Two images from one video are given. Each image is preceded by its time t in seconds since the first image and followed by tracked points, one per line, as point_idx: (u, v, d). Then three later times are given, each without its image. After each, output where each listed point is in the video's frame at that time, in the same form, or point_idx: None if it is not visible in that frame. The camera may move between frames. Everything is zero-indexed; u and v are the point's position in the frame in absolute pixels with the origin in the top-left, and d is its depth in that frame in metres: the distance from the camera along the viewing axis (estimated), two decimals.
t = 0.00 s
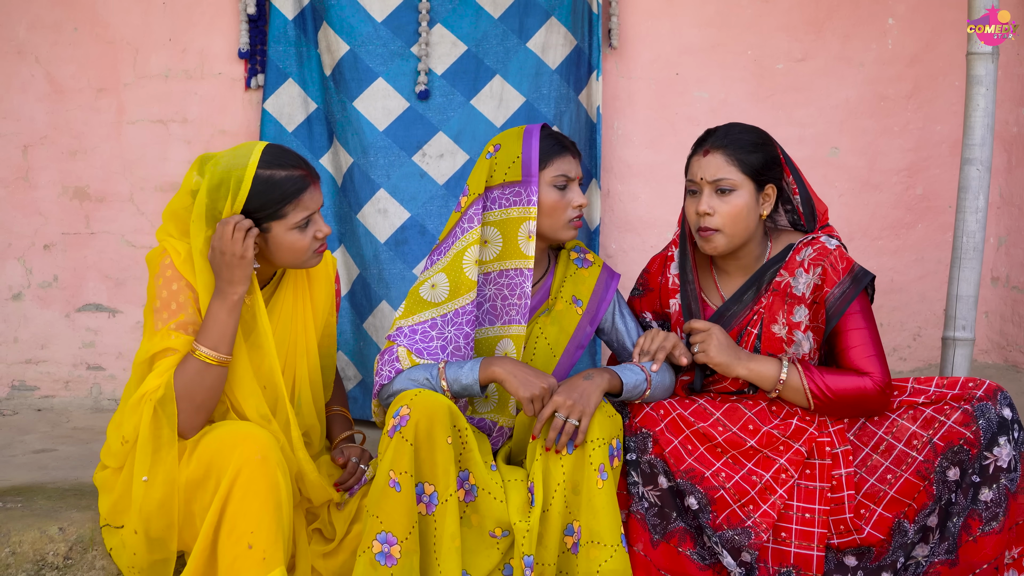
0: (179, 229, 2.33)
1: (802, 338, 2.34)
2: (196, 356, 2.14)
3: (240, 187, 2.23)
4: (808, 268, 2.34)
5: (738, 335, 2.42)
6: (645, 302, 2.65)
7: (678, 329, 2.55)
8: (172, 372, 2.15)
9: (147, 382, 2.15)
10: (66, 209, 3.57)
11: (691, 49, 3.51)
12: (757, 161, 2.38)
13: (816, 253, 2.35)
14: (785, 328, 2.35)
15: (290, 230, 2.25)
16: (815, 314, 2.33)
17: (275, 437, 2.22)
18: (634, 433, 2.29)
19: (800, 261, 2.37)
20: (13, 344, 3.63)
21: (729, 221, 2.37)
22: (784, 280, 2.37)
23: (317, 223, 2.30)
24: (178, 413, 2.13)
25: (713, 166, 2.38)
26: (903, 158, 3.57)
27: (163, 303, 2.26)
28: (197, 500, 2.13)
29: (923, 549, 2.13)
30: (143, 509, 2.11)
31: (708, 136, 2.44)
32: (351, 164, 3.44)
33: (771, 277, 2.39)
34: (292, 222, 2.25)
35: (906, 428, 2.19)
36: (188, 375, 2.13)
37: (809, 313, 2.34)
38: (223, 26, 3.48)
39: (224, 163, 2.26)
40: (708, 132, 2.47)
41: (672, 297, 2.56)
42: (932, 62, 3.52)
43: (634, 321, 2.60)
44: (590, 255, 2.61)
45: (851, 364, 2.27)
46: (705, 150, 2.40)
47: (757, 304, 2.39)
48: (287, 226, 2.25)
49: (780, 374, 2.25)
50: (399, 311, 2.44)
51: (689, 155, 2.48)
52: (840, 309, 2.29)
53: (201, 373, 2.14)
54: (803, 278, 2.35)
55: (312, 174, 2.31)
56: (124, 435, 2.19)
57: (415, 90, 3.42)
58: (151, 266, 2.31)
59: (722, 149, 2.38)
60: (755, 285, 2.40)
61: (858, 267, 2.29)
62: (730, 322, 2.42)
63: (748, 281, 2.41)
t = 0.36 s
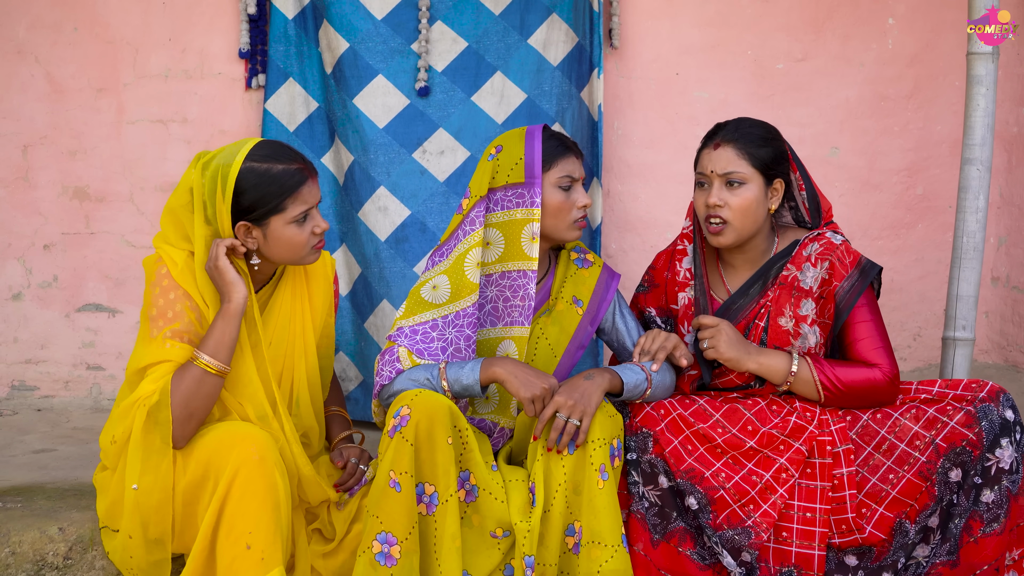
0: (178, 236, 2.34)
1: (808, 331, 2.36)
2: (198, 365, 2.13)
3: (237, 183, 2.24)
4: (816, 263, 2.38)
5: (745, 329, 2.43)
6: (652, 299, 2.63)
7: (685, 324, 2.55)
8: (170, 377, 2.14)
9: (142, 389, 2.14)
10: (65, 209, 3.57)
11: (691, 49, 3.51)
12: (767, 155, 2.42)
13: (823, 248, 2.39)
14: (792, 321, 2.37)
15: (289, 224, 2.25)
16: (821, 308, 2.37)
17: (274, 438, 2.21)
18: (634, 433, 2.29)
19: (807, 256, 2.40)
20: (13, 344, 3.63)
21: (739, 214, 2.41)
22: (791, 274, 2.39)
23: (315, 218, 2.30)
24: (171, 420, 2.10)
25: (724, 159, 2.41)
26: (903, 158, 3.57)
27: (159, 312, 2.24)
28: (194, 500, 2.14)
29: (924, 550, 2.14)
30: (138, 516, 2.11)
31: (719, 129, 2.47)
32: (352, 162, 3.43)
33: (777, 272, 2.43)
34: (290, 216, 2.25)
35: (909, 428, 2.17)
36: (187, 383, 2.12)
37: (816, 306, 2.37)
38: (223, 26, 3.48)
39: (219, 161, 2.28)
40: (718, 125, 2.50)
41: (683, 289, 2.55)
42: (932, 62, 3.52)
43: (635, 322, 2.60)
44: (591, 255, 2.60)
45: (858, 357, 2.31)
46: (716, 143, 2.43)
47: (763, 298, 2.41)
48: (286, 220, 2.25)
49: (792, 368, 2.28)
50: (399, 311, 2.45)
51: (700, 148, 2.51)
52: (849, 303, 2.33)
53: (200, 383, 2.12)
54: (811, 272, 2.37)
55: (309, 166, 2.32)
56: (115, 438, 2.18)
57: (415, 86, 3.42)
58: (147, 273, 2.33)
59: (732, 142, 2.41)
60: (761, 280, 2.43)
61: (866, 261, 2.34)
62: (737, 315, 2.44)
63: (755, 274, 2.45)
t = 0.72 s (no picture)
0: (179, 248, 2.31)
1: (812, 330, 2.40)
2: (193, 404, 2.14)
3: (233, 181, 2.25)
4: (820, 262, 2.41)
5: (750, 327, 2.45)
6: (655, 298, 2.63)
7: (688, 324, 2.56)
8: (166, 409, 2.14)
9: (133, 417, 2.12)
10: (65, 209, 3.57)
11: (691, 49, 3.51)
12: (772, 155, 2.42)
13: (827, 248, 2.43)
14: (796, 319, 2.40)
15: (284, 221, 2.26)
16: (825, 307, 2.40)
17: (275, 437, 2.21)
18: (634, 433, 2.28)
19: (812, 256, 2.44)
20: (13, 344, 3.63)
21: (742, 214, 2.40)
22: (796, 273, 2.42)
23: (312, 216, 2.31)
24: (160, 450, 2.13)
25: (729, 159, 2.41)
26: (903, 158, 3.57)
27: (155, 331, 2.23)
28: (187, 513, 2.14)
29: (924, 549, 2.14)
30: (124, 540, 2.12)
31: (725, 129, 2.47)
32: (352, 160, 3.43)
33: (781, 271, 2.46)
34: (286, 213, 2.26)
35: (909, 426, 2.17)
36: (181, 418, 2.13)
37: (820, 306, 2.41)
38: (223, 26, 3.48)
39: (214, 164, 2.30)
40: (725, 125, 2.51)
41: (689, 288, 2.56)
42: (932, 62, 3.52)
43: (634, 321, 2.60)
44: (590, 256, 2.60)
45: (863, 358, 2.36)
46: (721, 143, 2.44)
47: (767, 296, 2.44)
48: (281, 217, 2.26)
49: (804, 368, 2.31)
50: (399, 311, 2.44)
51: (706, 147, 2.51)
52: (853, 304, 2.38)
53: (193, 422, 2.13)
54: (815, 271, 2.41)
55: (302, 163, 2.33)
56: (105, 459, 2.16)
57: (415, 85, 3.41)
58: (147, 284, 2.31)
59: (738, 142, 2.42)
60: (765, 278, 2.45)
61: (870, 262, 2.38)
62: (741, 313, 2.45)
63: (758, 273, 2.47)
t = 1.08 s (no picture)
0: (178, 253, 2.29)
1: (813, 328, 2.41)
2: (200, 412, 2.17)
3: (226, 188, 2.24)
4: (822, 261, 2.42)
5: (750, 322, 2.45)
6: (655, 300, 2.62)
7: (691, 325, 2.55)
8: (173, 416, 2.14)
9: (135, 423, 2.10)
10: (66, 209, 3.57)
11: (691, 49, 3.51)
12: (775, 152, 2.42)
13: (830, 247, 2.44)
14: (798, 317, 2.41)
15: (280, 224, 2.26)
16: (826, 306, 2.42)
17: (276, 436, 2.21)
18: (634, 435, 2.28)
19: (814, 254, 2.45)
20: (13, 344, 3.64)
21: (750, 212, 2.41)
22: (798, 271, 2.43)
23: (309, 216, 2.31)
24: (164, 453, 2.13)
25: (734, 157, 2.41)
26: (903, 158, 3.57)
27: (155, 333, 2.21)
28: (190, 514, 2.14)
29: (923, 549, 2.14)
30: (125, 543, 2.12)
31: (727, 127, 2.46)
32: (351, 160, 3.43)
33: (784, 268, 2.45)
34: (281, 214, 2.25)
35: (908, 425, 2.17)
36: (188, 425, 2.15)
37: (822, 304, 2.42)
38: (223, 26, 3.48)
39: (206, 170, 2.29)
40: (727, 123, 2.50)
41: (690, 290, 2.55)
42: (932, 62, 3.51)
43: (633, 321, 2.60)
44: (590, 256, 2.60)
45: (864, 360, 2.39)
46: (725, 141, 2.43)
47: (769, 294, 2.43)
48: (277, 220, 2.26)
49: (811, 372, 2.32)
50: (399, 311, 2.44)
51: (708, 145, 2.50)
52: (855, 304, 2.39)
53: (199, 429, 2.16)
54: (817, 270, 2.42)
55: (294, 164, 2.32)
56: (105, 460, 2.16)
57: (415, 86, 3.41)
58: (147, 288, 2.29)
59: (742, 140, 2.41)
60: (767, 276, 2.45)
61: (872, 260, 2.40)
62: (743, 309, 2.46)
63: (761, 270, 2.46)
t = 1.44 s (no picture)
0: (179, 255, 2.29)
1: (817, 320, 2.41)
2: (202, 414, 2.18)
3: (228, 193, 2.24)
4: (833, 253, 2.43)
5: (756, 310, 2.45)
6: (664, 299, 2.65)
7: (710, 321, 2.52)
8: (175, 418, 2.15)
9: (138, 425, 2.10)
10: (65, 208, 3.57)
11: (691, 49, 3.51)
12: (770, 147, 2.42)
13: (840, 239, 2.45)
14: (803, 307, 2.41)
15: (283, 228, 2.26)
16: (834, 301, 2.42)
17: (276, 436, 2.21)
18: (634, 439, 2.29)
19: (824, 245, 2.45)
20: (13, 344, 3.64)
21: (749, 210, 2.41)
22: (808, 262, 2.43)
23: (310, 220, 2.32)
24: (165, 455, 2.13)
25: (728, 157, 2.42)
26: (903, 158, 3.57)
27: (157, 335, 2.20)
28: (192, 514, 2.14)
29: (925, 551, 2.13)
30: (125, 545, 2.12)
31: (720, 129, 2.48)
32: (350, 162, 3.43)
33: (792, 260, 2.46)
34: (282, 219, 2.26)
35: (909, 427, 2.17)
36: (190, 427, 2.15)
37: (829, 296, 2.42)
38: (223, 26, 3.48)
39: (207, 175, 2.29)
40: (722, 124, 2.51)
41: (710, 287, 2.55)
42: (932, 62, 3.51)
43: (630, 319, 2.58)
44: (589, 255, 2.60)
45: (891, 350, 2.44)
46: (719, 142, 2.45)
47: (778, 284, 2.45)
48: (278, 224, 2.26)
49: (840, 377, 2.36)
50: (399, 309, 2.45)
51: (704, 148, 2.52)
52: (873, 294, 2.43)
53: (201, 430, 2.16)
54: (828, 262, 2.43)
55: (295, 168, 2.32)
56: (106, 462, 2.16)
57: (414, 89, 3.41)
58: (148, 291, 2.29)
59: (734, 139, 2.42)
60: (776, 267, 2.46)
61: (885, 250, 2.43)
62: (750, 298, 2.46)
63: (769, 263, 2.48)
